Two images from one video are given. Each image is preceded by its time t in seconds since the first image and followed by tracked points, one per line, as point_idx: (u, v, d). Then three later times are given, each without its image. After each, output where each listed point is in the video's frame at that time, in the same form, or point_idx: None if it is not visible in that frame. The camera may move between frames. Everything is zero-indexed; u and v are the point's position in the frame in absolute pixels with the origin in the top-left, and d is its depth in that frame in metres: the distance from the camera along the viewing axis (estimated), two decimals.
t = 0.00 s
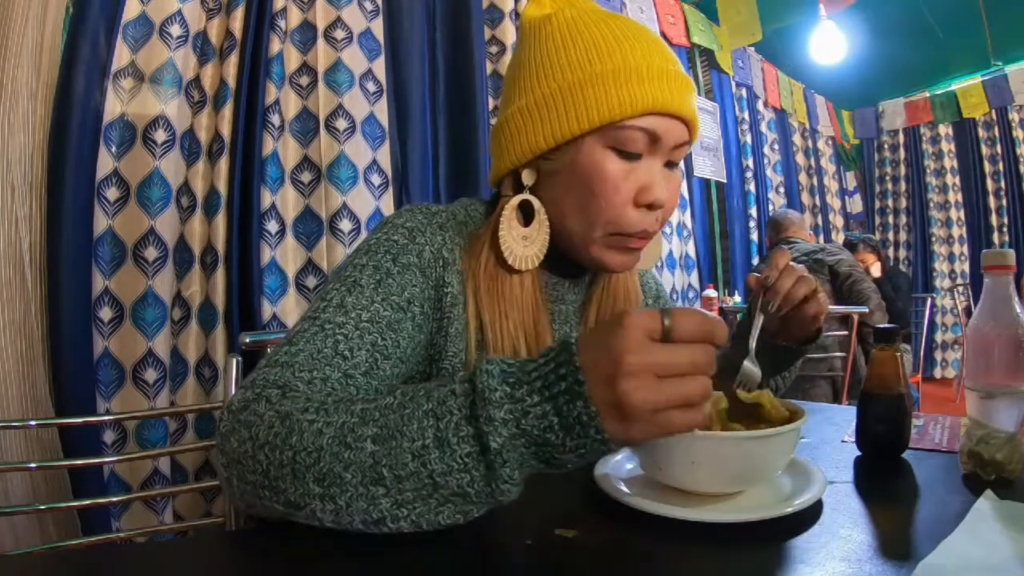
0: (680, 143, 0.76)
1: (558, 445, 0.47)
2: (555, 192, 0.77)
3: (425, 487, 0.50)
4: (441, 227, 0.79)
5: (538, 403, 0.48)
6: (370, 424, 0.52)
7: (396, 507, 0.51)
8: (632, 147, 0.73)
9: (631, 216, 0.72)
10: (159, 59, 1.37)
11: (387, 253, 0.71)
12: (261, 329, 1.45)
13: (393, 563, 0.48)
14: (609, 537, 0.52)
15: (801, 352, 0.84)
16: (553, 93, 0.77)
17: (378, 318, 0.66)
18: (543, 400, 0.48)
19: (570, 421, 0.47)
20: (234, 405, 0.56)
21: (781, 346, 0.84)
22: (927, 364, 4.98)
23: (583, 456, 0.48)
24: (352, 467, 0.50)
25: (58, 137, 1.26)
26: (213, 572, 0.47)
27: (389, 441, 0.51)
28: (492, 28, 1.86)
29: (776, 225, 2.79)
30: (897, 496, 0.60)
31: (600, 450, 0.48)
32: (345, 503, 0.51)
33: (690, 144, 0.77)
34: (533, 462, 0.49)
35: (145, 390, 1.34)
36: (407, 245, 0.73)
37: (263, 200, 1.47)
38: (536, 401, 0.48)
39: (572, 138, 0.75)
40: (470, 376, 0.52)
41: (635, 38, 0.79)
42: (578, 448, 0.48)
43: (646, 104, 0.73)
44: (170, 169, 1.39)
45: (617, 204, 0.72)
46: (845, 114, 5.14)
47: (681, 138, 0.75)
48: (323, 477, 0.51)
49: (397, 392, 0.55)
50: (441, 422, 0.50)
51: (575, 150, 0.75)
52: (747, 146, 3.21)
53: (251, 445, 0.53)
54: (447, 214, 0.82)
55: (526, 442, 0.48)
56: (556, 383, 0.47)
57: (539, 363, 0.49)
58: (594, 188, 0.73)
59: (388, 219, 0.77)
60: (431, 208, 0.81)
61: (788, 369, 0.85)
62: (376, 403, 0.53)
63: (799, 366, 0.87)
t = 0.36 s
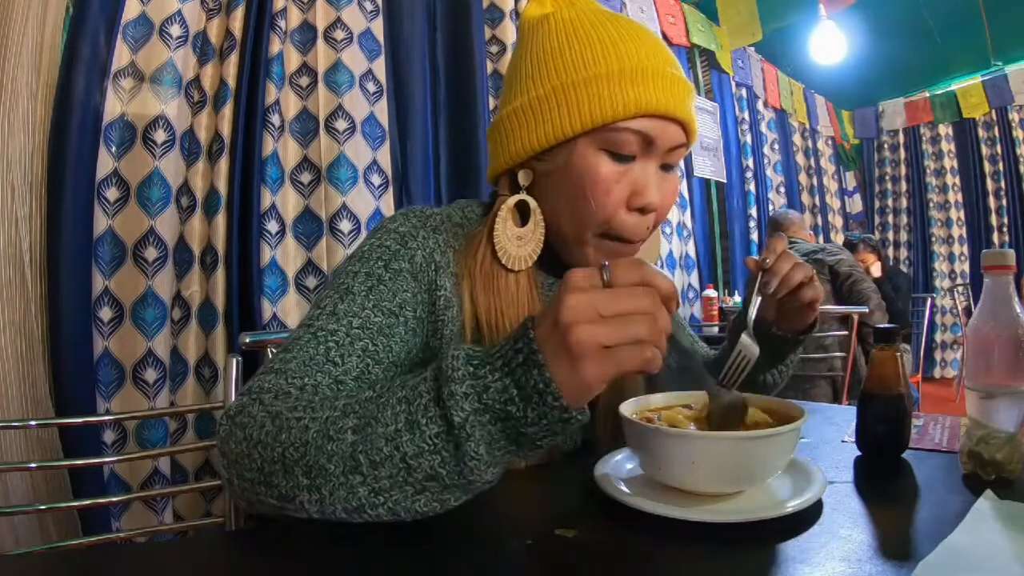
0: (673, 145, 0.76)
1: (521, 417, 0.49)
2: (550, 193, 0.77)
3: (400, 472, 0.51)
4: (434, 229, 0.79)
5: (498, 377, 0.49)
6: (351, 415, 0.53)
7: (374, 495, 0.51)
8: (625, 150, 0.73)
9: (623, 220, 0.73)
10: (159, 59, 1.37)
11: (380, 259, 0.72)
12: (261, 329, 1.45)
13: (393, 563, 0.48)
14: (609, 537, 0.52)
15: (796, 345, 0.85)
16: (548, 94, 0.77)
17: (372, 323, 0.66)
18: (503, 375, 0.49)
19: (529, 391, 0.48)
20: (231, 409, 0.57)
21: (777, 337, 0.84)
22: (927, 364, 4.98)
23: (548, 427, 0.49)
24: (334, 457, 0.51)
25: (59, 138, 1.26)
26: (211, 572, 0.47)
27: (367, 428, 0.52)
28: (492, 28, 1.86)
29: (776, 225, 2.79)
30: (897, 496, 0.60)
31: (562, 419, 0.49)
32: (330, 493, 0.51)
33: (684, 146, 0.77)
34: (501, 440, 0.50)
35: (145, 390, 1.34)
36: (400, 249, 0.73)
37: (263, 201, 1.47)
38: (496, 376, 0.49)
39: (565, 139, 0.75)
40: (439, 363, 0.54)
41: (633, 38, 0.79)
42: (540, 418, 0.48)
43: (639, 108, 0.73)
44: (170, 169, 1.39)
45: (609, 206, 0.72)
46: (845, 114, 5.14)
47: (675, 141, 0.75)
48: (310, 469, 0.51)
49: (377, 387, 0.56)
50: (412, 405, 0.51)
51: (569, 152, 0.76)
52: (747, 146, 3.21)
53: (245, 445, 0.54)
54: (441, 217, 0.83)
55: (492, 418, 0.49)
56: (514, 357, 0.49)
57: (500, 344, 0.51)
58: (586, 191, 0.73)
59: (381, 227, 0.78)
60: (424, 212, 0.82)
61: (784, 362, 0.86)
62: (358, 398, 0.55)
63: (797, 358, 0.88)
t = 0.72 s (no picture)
0: (666, 140, 0.75)
1: (533, 438, 0.49)
2: (545, 191, 0.78)
3: (411, 483, 0.51)
4: (431, 228, 0.79)
5: (514, 398, 0.50)
6: (361, 426, 0.53)
7: (383, 505, 0.52)
8: (618, 145, 0.73)
9: (618, 213, 0.72)
10: (159, 60, 1.37)
11: (378, 258, 0.72)
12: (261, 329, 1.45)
13: (393, 563, 0.48)
14: (609, 537, 0.52)
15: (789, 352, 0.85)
16: (539, 92, 0.77)
17: (373, 324, 0.67)
18: (518, 396, 0.50)
19: (543, 414, 0.49)
20: (236, 412, 0.57)
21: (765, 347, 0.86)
22: (927, 364, 4.98)
23: (560, 449, 0.50)
24: (344, 467, 0.52)
25: (58, 138, 1.26)
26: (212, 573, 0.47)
27: (378, 440, 0.52)
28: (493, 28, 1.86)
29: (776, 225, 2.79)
30: (897, 496, 0.60)
31: (573, 442, 0.50)
32: (337, 501, 0.52)
33: (677, 141, 0.77)
34: (511, 456, 0.51)
35: (145, 390, 1.34)
36: (397, 249, 0.74)
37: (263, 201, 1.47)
38: (511, 396, 0.50)
39: (557, 136, 0.75)
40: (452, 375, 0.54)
41: (623, 35, 0.79)
42: (553, 439, 0.49)
43: (630, 102, 0.72)
44: (170, 169, 1.39)
45: (603, 200, 0.72)
46: (845, 114, 5.13)
47: (668, 135, 0.75)
48: (318, 477, 0.52)
49: (386, 395, 0.56)
50: (424, 419, 0.52)
51: (562, 148, 0.76)
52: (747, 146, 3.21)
53: (254, 450, 0.55)
54: (437, 216, 0.83)
55: (504, 435, 0.50)
56: (531, 377, 0.50)
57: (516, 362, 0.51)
58: (579, 186, 0.73)
59: (379, 225, 0.78)
60: (421, 211, 0.82)
61: (780, 367, 0.86)
62: (367, 406, 0.55)
63: (793, 362, 0.87)
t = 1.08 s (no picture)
0: (638, 127, 0.76)
1: (528, 441, 0.51)
2: (521, 177, 0.79)
3: (414, 484, 0.54)
4: (415, 223, 0.80)
5: (508, 404, 0.51)
6: (364, 431, 0.56)
7: (389, 505, 0.55)
8: (591, 132, 0.74)
9: (592, 198, 0.74)
10: (159, 59, 1.37)
11: (364, 258, 0.73)
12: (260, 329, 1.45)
13: (394, 563, 0.48)
14: (609, 537, 0.52)
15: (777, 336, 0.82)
16: (513, 81, 0.77)
17: (365, 323, 0.68)
18: (512, 401, 0.51)
19: (536, 420, 0.50)
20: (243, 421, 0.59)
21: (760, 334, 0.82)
22: (927, 364, 4.99)
23: (553, 450, 0.51)
24: (350, 471, 0.54)
25: (57, 138, 1.26)
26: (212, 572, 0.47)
27: (381, 445, 0.55)
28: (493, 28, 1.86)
29: (776, 225, 2.79)
30: (897, 496, 0.60)
31: (567, 445, 0.51)
32: (344, 504, 0.55)
33: (650, 128, 0.78)
34: (508, 457, 0.53)
35: (145, 390, 1.34)
36: (381, 247, 0.75)
37: (262, 201, 1.47)
38: (506, 402, 0.51)
39: (532, 125, 0.76)
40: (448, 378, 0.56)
41: (595, 26, 0.79)
42: (546, 443, 0.51)
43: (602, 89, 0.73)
44: (170, 169, 1.39)
45: (577, 185, 0.73)
46: (845, 114, 5.14)
47: (641, 121, 0.76)
48: (324, 482, 0.55)
49: (386, 399, 0.58)
50: (425, 424, 0.54)
51: (536, 137, 0.76)
52: (746, 146, 3.21)
53: (262, 457, 0.57)
54: (419, 212, 0.83)
55: (500, 439, 0.52)
56: (523, 384, 0.51)
57: (509, 367, 0.52)
58: (553, 172, 0.74)
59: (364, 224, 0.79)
60: (404, 208, 0.82)
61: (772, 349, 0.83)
62: (368, 412, 0.57)
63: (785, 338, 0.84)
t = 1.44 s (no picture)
0: (596, 116, 0.81)
1: (519, 383, 0.50)
2: (488, 163, 0.83)
3: (418, 446, 0.53)
4: (385, 216, 0.84)
5: (494, 349, 0.50)
6: (361, 401, 0.55)
7: (396, 471, 0.54)
8: (552, 120, 0.80)
9: (553, 181, 0.79)
10: (159, 60, 1.37)
11: (340, 253, 0.77)
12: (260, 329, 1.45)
13: (394, 563, 0.48)
14: (610, 538, 0.52)
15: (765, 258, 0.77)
16: (480, 73, 0.82)
17: (351, 311, 0.70)
18: (497, 345, 0.50)
19: (523, 359, 0.49)
20: (247, 419, 0.60)
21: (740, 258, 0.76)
22: (927, 364, 4.99)
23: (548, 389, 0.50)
24: (352, 443, 0.54)
25: (57, 138, 1.26)
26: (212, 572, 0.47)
27: (379, 411, 0.54)
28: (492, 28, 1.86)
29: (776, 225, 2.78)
30: (897, 496, 0.60)
31: (559, 381, 0.50)
32: (353, 478, 0.54)
33: (608, 118, 0.83)
34: (507, 405, 0.52)
35: (144, 390, 1.34)
36: (356, 242, 0.78)
37: (262, 201, 1.47)
38: (491, 347, 0.50)
39: (498, 113, 0.81)
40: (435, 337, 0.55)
41: (557, 23, 0.85)
42: (538, 381, 0.50)
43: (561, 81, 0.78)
44: (170, 169, 1.39)
45: (538, 169, 0.78)
46: (845, 114, 5.13)
47: (599, 111, 0.82)
48: (330, 458, 0.54)
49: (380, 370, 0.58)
50: (419, 383, 0.53)
51: (501, 124, 0.81)
52: (746, 146, 3.21)
53: (268, 448, 0.57)
54: (388, 209, 0.88)
55: (493, 386, 0.51)
56: (505, 326, 0.50)
57: (490, 315, 0.51)
58: (517, 156, 0.79)
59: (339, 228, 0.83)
60: (374, 209, 0.87)
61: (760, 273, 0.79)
62: (364, 384, 0.57)
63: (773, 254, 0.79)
